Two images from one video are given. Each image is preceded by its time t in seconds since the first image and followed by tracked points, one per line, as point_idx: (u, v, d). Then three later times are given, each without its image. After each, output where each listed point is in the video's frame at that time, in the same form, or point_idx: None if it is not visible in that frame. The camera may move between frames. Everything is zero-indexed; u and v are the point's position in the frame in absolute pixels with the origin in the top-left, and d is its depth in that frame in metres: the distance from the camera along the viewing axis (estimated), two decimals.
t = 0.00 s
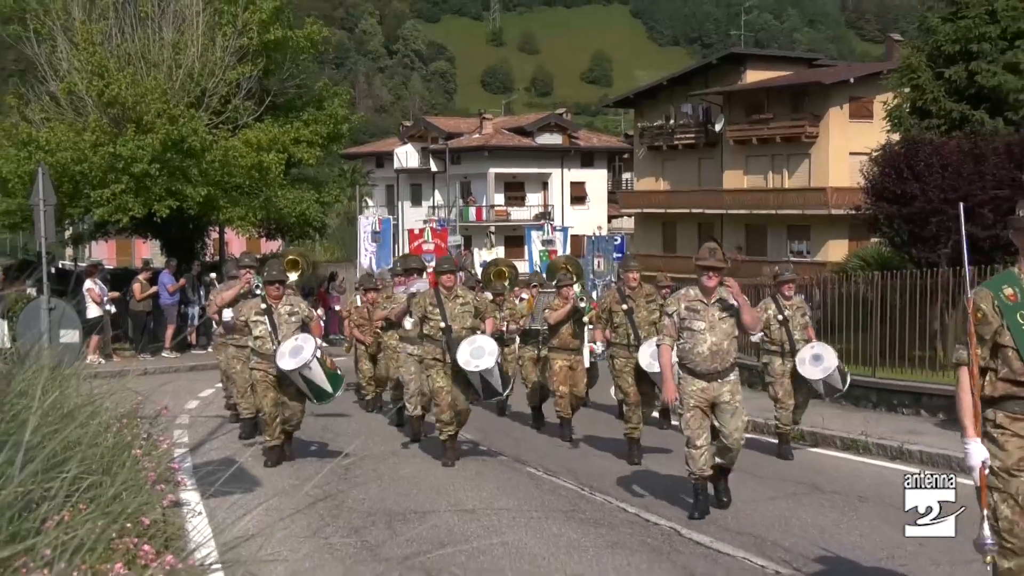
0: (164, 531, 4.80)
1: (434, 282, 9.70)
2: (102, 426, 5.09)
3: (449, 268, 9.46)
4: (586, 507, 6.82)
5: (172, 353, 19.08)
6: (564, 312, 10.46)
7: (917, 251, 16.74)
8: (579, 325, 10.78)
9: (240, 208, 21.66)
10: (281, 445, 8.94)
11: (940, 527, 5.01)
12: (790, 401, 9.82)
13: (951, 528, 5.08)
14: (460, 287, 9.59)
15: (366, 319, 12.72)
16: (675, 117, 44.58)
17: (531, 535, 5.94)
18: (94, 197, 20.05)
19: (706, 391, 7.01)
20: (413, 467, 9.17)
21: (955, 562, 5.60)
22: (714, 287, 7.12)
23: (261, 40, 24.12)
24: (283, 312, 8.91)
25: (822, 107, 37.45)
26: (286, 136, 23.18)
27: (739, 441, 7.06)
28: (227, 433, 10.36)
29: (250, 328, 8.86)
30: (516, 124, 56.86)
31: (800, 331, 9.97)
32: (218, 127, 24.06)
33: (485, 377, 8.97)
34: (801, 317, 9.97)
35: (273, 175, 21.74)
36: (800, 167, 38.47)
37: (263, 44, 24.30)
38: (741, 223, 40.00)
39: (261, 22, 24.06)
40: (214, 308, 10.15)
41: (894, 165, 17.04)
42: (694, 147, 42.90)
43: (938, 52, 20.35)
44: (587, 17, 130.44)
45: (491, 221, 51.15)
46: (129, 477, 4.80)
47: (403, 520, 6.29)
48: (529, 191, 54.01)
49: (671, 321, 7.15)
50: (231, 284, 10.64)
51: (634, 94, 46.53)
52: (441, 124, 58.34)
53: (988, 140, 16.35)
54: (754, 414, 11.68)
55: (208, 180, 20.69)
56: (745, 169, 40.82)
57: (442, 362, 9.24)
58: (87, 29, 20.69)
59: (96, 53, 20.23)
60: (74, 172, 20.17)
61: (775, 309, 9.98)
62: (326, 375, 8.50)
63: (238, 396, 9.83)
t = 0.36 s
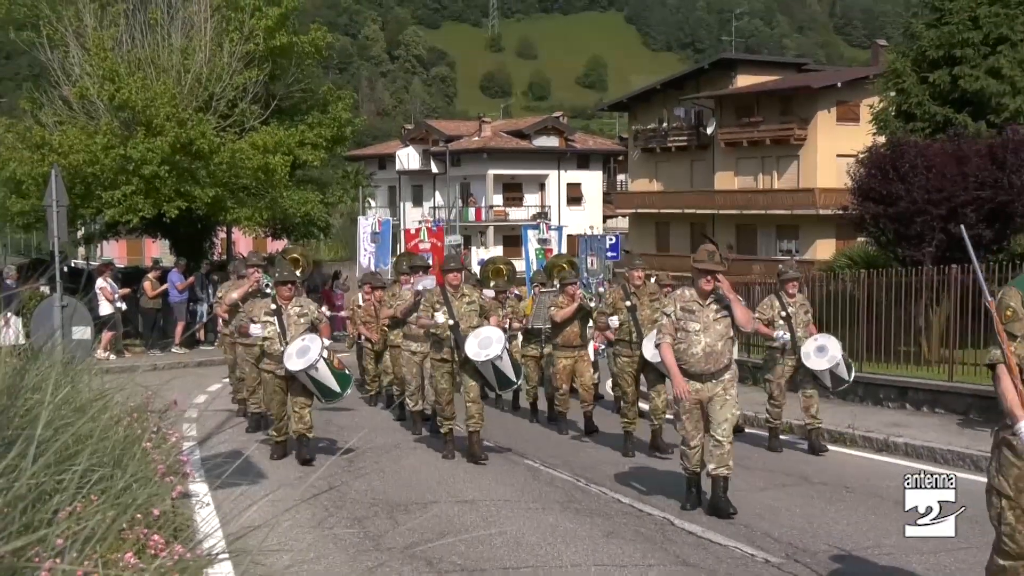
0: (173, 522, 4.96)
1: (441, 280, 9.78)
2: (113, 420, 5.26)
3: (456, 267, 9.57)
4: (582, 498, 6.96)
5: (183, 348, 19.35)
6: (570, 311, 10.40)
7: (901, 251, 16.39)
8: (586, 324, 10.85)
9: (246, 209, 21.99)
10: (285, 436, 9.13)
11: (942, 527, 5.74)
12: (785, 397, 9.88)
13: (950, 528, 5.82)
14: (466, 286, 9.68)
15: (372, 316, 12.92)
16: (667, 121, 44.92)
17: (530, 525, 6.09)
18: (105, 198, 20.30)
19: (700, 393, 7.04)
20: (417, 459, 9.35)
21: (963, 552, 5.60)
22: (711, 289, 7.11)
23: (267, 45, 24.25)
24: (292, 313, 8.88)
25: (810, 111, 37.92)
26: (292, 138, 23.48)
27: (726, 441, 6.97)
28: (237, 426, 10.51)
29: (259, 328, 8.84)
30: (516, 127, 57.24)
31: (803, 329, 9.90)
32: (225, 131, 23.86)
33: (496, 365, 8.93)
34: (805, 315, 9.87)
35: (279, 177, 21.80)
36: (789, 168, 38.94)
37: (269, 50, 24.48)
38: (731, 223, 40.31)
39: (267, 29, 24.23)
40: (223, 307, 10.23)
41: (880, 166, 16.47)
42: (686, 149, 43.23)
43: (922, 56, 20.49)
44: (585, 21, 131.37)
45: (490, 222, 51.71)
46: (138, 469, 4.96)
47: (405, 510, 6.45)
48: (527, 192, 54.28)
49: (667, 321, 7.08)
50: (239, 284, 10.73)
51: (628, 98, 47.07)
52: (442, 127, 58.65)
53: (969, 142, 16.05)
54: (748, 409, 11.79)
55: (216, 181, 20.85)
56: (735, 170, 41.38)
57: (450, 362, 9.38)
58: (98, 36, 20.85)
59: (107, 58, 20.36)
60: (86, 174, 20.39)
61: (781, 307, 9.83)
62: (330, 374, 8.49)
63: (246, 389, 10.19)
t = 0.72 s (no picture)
0: (181, 514, 5.13)
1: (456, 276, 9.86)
2: (124, 416, 5.43)
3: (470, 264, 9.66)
4: (579, 492, 7.11)
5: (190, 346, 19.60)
6: (581, 310, 10.65)
7: (888, 251, 17.10)
8: (595, 323, 11.09)
9: (254, 211, 22.24)
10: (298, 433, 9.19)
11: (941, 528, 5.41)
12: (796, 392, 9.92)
13: (950, 528, 5.54)
14: (478, 283, 9.75)
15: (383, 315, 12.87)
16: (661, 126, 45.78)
17: (529, 517, 6.26)
18: (117, 202, 20.51)
19: (706, 388, 7.12)
20: (423, 454, 9.52)
21: (955, 545, 5.68)
22: (719, 285, 7.21)
23: (273, 52, 24.74)
24: (309, 310, 8.96)
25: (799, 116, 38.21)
26: (298, 142, 24.20)
27: (725, 444, 7.09)
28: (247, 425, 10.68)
29: (275, 325, 8.95)
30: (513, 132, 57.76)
31: (811, 327, 9.98)
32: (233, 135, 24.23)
33: (507, 366, 9.08)
34: (813, 314, 9.94)
35: (285, 180, 22.32)
36: (779, 172, 39.26)
37: (276, 57, 24.86)
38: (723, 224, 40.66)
39: (274, 36, 24.64)
40: (237, 307, 10.34)
41: (867, 169, 17.14)
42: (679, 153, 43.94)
43: (907, 65, 22.19)
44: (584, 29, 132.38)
45: (489, 223, 52.27)
46: (149, 464, 5.12)
47: (407, 502, 6.62)
48: (525, 195, 54.72)
49: (674, 318, 7.25)
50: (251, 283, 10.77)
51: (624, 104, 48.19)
52: (444, 132, 59.01)
53: (953, 146, 16.95)
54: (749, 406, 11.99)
55: (224, 183, 21.21)
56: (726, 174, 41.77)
57: (464, 357, 9.34)
58: (111, 44, 21.22)
59: (119, 65, 20.75)
60: (98, 177, 20.62)
61: (788, 303, 9.89)
62: (347, 377, 8.58)
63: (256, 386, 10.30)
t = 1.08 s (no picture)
0: (191, 507, 5.30)
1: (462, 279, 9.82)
2: (136, 412, 5.59)
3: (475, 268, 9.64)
4: (576, 485, 7.28)
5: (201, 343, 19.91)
6: (585, 312, 10.80)
7: (875, 252, 17.70)
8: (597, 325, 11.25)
9: (262, 214, 22.75)
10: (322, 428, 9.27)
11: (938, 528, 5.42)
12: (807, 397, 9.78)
13: (951, 528, 5.55)
14: (485, 287, 9.71)
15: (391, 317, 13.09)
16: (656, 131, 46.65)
17: (527, 510, 6.42)
18: (130, 205, 21.13)
19: (710, 392, 6.87)
20: (426, 451, 9.65)
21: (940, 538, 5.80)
22: (720, 287, 6.96)
23: (281, 58, 25.28)
24: (317, 314, 8.98)
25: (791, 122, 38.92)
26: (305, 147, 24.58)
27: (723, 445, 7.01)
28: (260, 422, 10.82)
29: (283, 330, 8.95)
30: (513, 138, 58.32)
31: (815, 331, 9.94)
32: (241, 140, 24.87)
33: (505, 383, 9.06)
34: (816, 316, 9.95)
35: (291, 184, 22.77)
36: (770, 176, 39.87)
37: (283, 64, 25.45)
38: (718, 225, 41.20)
39: (282, 44, 25.20)
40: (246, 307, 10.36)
41: (855, 173, 17.79)
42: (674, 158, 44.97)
43: (895, 71, 22.66)
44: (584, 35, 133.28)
45: (490, 226, 52.56)
46: (160, 458, 5.26)
47: (411, 496, 6.77)
48: (524, 198, 55.42)
49: (674, 323, 6.99)
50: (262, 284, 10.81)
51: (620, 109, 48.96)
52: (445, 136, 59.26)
53: (938, 151, 17.49)
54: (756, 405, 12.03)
55: (232, 187, 21.83)
56: (720, 177, 42.58)
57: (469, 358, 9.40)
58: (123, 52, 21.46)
59: (130, 73, 21.32)
60: (111, 181, 21.23)
61: (792, 307, 9.99)
62: (353, 385, 8.62)
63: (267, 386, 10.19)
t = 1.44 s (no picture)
0: (201, 502, 5.46)
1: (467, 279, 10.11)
2: (148, 410, 5.75)
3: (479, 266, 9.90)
4: (574, 481, 7.46)
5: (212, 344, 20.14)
6: (586, 310, 10.92)
7: (864, 255, 18.47)
8: (600, 322, 11.31)
9: (269, 218, 23.68)
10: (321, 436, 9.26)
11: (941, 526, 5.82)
12: (802, 391, 9.87)
13: (951, 528, 5.84)
14: (489, 284, 10.01)
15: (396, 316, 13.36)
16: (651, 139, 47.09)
17: (526, 505, 6.59)
18: (142, 211, 21.60)
19: (709, 391, 6.96)
20: (428, 448, 9.82)
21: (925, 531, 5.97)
22: (720, 286, 7.10)
23: (287, 68, 26.18)
24: (322, 310, 9.19)
25: (781, 129, 39.20)
26: (312, 153, 25.80)
27: (738, 438, 6.98)
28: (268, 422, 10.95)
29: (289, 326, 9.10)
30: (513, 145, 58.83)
31: (814, 328, 9.96)
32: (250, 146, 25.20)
33: (520, 361, 9.00)
34: (815, 315, 9.95)
35: (298, 189, 23.68)
36: (762, 181, 40.29)
37: (290, 73, 26.26)
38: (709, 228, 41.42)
39: (289, 53, 26.01)
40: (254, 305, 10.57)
41: (845, 179, 18.57)
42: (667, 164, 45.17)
43: (882, 80, 23.19)
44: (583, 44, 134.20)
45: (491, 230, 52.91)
46: (171, 455, 5.45)
47: (413, 492, 6.95)
48: (523, 203, 55.39)
49: (677, 320, 7.05)
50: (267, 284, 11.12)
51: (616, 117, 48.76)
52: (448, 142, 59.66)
53: (925, 157, 18.26)
54: (754, 403, 12.13)
55: (241, 192, 22.25)
56: (713, 182, 42.96)
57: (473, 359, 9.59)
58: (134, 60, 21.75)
59: (142, 82, 21.52)
60: (123, 187, 21.63)
61: (790, 306, 9.96)
62: (364, 369, 8.77)
63: (274, 390, 10.36)
